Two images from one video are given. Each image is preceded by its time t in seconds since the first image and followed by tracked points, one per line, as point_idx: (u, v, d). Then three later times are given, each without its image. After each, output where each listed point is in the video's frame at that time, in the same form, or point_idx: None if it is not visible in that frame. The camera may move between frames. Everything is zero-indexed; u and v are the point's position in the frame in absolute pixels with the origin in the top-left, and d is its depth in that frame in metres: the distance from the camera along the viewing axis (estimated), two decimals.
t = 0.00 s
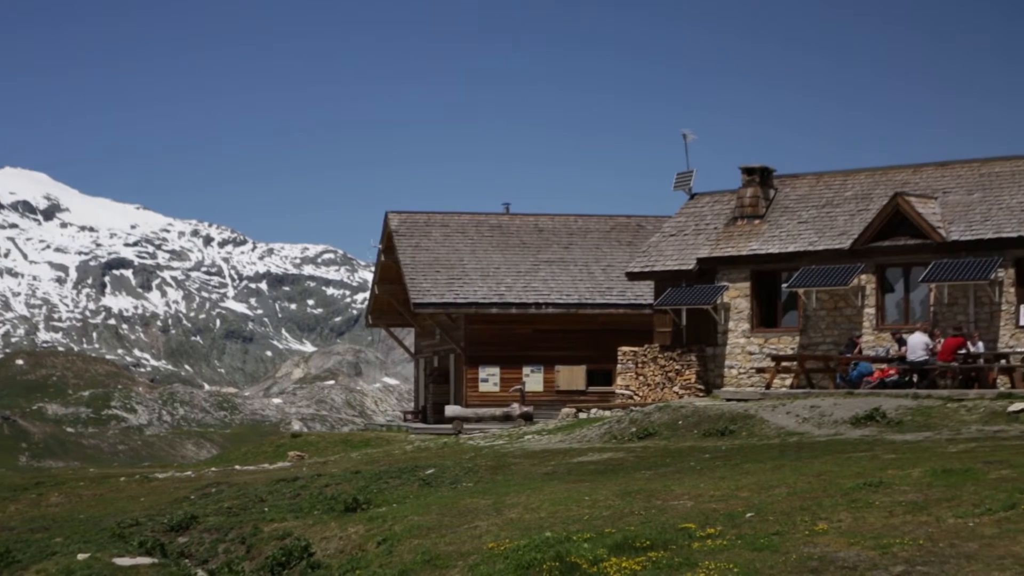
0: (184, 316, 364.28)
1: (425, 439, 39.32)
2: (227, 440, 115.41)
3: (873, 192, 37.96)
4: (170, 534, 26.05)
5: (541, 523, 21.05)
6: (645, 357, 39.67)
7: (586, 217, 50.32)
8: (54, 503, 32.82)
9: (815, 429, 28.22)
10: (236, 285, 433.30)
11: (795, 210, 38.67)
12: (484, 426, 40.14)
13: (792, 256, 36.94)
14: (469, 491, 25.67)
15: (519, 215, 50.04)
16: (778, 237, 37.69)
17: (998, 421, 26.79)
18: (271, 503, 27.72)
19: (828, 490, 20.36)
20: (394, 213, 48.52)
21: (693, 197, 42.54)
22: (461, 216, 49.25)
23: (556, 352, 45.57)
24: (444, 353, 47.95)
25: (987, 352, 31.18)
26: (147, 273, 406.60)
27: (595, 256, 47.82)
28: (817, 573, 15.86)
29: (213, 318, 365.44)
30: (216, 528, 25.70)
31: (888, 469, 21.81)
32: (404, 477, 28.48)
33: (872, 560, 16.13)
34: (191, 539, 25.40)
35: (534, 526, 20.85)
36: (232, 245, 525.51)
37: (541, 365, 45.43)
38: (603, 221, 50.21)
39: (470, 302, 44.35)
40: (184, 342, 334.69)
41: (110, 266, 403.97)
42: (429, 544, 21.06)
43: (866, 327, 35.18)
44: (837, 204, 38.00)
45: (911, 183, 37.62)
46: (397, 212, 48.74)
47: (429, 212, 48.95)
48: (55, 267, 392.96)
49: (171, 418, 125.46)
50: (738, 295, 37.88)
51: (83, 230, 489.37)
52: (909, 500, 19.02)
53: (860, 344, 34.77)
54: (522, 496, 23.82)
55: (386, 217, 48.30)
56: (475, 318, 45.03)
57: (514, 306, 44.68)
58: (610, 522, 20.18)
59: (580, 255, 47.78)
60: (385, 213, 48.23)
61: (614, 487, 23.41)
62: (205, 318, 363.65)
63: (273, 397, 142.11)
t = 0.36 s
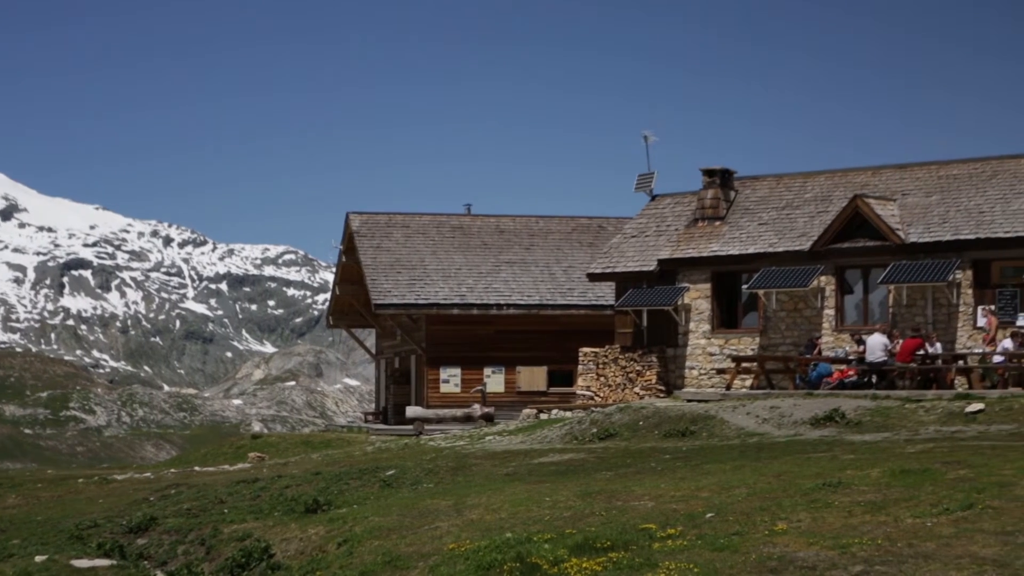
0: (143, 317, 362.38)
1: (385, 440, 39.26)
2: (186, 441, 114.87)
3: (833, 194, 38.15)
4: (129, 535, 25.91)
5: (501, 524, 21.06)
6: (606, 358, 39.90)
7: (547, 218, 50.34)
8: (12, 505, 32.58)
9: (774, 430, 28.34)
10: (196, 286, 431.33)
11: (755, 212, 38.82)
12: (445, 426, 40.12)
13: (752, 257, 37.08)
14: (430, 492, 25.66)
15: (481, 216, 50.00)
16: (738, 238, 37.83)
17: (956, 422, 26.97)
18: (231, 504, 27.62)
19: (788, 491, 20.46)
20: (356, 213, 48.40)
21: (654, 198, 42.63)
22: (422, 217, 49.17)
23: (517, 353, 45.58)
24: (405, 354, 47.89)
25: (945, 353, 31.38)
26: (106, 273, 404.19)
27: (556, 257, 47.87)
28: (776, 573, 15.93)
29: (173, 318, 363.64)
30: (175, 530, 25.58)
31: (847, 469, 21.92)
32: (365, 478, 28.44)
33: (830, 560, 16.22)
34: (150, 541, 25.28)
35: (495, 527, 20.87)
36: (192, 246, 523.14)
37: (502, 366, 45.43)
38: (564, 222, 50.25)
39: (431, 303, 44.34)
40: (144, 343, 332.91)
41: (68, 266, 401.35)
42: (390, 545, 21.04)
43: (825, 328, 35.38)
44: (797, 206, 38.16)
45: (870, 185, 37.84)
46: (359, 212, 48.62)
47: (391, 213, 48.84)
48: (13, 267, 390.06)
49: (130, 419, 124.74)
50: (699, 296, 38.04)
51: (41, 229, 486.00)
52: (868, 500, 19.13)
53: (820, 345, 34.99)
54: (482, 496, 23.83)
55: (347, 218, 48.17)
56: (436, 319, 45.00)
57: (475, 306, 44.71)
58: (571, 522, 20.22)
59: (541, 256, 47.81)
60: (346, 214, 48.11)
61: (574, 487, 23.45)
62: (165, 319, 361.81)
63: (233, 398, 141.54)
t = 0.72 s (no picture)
0: (100, 316, 360.09)
1: (343, 440, 39.17)
2: (143, 441, 114.18)
3: (790, 194, 38.33)
4: (84, 536, 25.73)
5: (459, 523, 21.05)
6: (565, 357, 39.85)
7: (506, 217, 50.32)
8: None
9: (732, 429, 28.45)
10: (153, 285, 428.92)
11: (713, 212, 38.95)
12: (403, 425, 40.06)
13: (710, 256, 37.20)
14: (388, 491, 25.62)
15: (439, 216, 49.92)
16: (696, 238, 37.97)
17: (911, 421, 27.14)
18: (187, 504, 27.46)
19: (744, 490, 20.53)
20: (314, 213, 48.23)
21: (612, 198, 42.70)
22: (381, 216, 49.04)
23: (475, 353, 45.56)
24: (363, 353, 47.79)
25: (900, 353, 31.66)
26: (62, 271, 401.27)
27: (514, 256, 47.88)
28: (733, 572, 15.98)
29: (129, 318, 361.40)
30: (131, 530, 25.42)
31: (804, 468, 22.02)
32: (322, 477, 28.35)
33: (787, 558, 16.29)
34: (106, 542, 25.11)
35: (453, 527, 20.85)
36: (149, 245, 520.06)
37: (460, 365, 45.41)
38: (523, 222, 50.25)
39: (390, 302, 44.32)
40: (100, 342, 330.77)
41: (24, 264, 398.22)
42: (348, 544, 20.99)
43: (782, 327, 35.55)
44: (755, 206, 38.31)
45: (827, 185, 38.03)
46: (317, 211, 48.44)
47: (349, 212, 48.68)
48: None
49: (86, 419, 123.87)
50: (658, 296, 38.14)
51: None
52: (824, 499, 19.22)
53: (777, 344, 35.16)
54: (441, 496, 23.81)
55: (305, 217, 48.00)
56: (395, 318, 44.95)
57: (433, 306, 44.68)
58: (529, 522, 20.22)
59: (500, 255, 47.81)
60: (304, 213, 47.93)
61: (533, 486, 23.47)
62: (122, 318, 359.59)
63: (190, 397, 140.79)
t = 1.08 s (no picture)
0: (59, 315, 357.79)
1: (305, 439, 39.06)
2: (103, 441, 113.51)
3: (751, 194, 38.47)
4: (42, 537, 25.55)
5: (421, 523, 21.02)
6: (527, 356, 39.77)
7: (468, 216, 50.26)
8: None
9: (693, 429, 28.54)
10: (113, 284, 426.49)
11: (674, 212, 39.04)
12: (365, 425, 39.98)
13: (672, 256, 37.29)
14: (349, 491, 25.56)
15: (401, 215, 49.81)
16: (657, 238, 38.06)
17: (871, 420, 27.29)
18: (147, 505, 27.30)
19: (705, 489, 20.58)
20: (275, 211, 48.00)
21: (574, 198, 42.74)
22: (343, 215, 48.88)
23: (437, 352, 45.51)
24: (324, 353, 47.67)
25: (860, 352, 31.85)
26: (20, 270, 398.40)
27: (476, 256, 47.86)
28: (694, 572, 16.02)
29: (89, 317, 359.18)
30: (90, 531, 25.26)
31: (765, 467, 22.09)
32: (283, 477, 28.26)
33: (748, 557, 16.36)
34: (64, 543, 24.94)
35: (415, 527, 20.82)
36: (109, 243, 516.99)
37: (422, 365, 45.36)
38: (485, 221, 50.20)
39: (351, 302, 44.26)
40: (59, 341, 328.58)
41: None
42: (309, 545, 20.92)
43: (743, 327, 35.69)
44: (716, 206, 38.44)
45: (787, 185, 38.18)
46: (278, 210, 48.20)
47: (311, 210, 48.48)
48: None
49: (45, 419, 123.01)
50: (619, 295, 38.22)
51: None
52: (785, 498, 19.29)
53: (738, 344, 35.29)
54: (402, 495, 23.79)
55: (266, 216, 47.80)
56: (356, 317, 44.87)
57: (395, 305, 44.63)
58: (490, 522, 20.20)
59: (462, 255, 47.78)
60: (266, 212, 47.70)
61: (495, 486, 23.47)
62: (81, 317, 357.35)
63: (150, 397, 140.01)
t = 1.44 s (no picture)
0: (22, 315, 355.54)
1: (270, 440, 38.96)
2: (66, 442, 112.82)
3: (716, 195, 38.58)
4: (5, 539, 25.38)
5: (386, 524, 21.00)
6: (492, 357, 39.74)
7: (434, 217, 50.19)
8: None
9: (658, 429, 28.61)
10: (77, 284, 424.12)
11: (639, 213, 39.13)
12: (330, 425, 39.88)
13: (637, 257, 37.36)
14: (315, 492, 25.50)
15: (367, 215, 49.70)
16: (623, 239, 38.13)
17: (835, 420, 27.43)
18: (111, 506, 27.15)
19: (671, 489, 20.63)
20: (239, 212, 47.79)
21: (540, 198, 42.78)
22: (308, 215, 48.74)
23: (403, 353, 45.46)
24: (290, 353, 47.54)
25: (825, 353, 32.00)
26: None
27: (442, 256, 47.84)
28: (659, 572, 16.05)
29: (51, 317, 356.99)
30: (53, 532, 25.09)
31: (730, 468, 22.17)
32: (248, 478, 28.15)
33: (712, 557, 16.41)
34: (27, 545, 24.77)
35: (380, 527, 20.80)
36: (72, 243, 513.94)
37: (388, 365, 45.28)
38: (451, 222, 50.15)
39: (317, 302, 44.18)
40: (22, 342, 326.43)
41: None
42: (274, 546, 20.86)
43: (708, 327, 35.81)
44: (681, 207, 38.54)
45: (752, 186, 38.30)
46: (243, 210, 47.97)
47: (276, 211, 48.29)
48: None
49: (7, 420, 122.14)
50: (585, 296, 38.26)
51: None
52: (749, 498, 19.37)
53: (703, 344, 35.41)
54: (368, 496, 23.76)
55: (231, 216, 47.60)
56: (322, 318, 44.77)
57: (361, 306, 44.56)
58: (456, 522, 20.20)
59: (428, 255, 47.74)
60: (230, 212, 47.48)
61: (461, 487, 23.48)
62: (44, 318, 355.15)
63: (114, 398, 139.25)
